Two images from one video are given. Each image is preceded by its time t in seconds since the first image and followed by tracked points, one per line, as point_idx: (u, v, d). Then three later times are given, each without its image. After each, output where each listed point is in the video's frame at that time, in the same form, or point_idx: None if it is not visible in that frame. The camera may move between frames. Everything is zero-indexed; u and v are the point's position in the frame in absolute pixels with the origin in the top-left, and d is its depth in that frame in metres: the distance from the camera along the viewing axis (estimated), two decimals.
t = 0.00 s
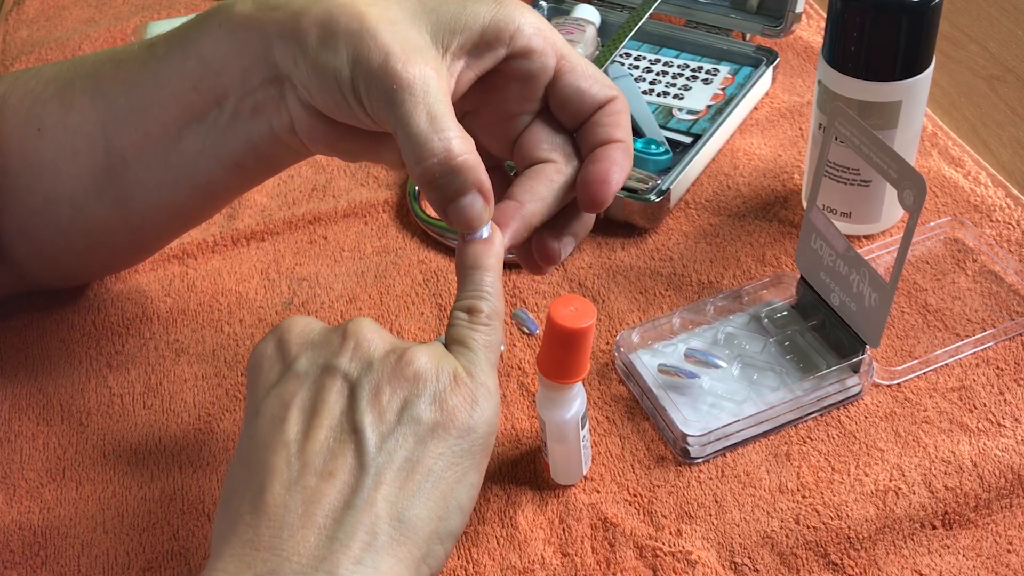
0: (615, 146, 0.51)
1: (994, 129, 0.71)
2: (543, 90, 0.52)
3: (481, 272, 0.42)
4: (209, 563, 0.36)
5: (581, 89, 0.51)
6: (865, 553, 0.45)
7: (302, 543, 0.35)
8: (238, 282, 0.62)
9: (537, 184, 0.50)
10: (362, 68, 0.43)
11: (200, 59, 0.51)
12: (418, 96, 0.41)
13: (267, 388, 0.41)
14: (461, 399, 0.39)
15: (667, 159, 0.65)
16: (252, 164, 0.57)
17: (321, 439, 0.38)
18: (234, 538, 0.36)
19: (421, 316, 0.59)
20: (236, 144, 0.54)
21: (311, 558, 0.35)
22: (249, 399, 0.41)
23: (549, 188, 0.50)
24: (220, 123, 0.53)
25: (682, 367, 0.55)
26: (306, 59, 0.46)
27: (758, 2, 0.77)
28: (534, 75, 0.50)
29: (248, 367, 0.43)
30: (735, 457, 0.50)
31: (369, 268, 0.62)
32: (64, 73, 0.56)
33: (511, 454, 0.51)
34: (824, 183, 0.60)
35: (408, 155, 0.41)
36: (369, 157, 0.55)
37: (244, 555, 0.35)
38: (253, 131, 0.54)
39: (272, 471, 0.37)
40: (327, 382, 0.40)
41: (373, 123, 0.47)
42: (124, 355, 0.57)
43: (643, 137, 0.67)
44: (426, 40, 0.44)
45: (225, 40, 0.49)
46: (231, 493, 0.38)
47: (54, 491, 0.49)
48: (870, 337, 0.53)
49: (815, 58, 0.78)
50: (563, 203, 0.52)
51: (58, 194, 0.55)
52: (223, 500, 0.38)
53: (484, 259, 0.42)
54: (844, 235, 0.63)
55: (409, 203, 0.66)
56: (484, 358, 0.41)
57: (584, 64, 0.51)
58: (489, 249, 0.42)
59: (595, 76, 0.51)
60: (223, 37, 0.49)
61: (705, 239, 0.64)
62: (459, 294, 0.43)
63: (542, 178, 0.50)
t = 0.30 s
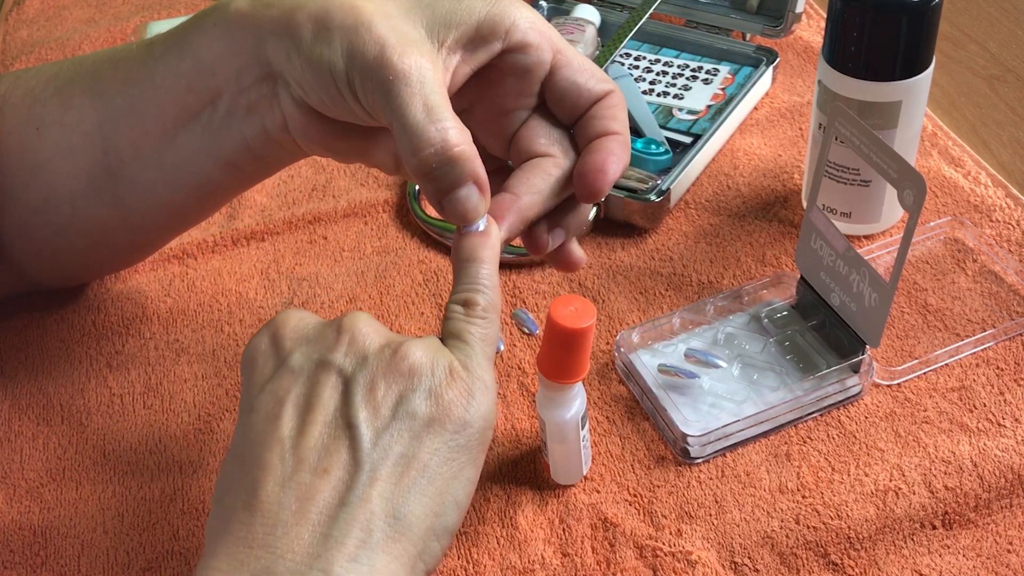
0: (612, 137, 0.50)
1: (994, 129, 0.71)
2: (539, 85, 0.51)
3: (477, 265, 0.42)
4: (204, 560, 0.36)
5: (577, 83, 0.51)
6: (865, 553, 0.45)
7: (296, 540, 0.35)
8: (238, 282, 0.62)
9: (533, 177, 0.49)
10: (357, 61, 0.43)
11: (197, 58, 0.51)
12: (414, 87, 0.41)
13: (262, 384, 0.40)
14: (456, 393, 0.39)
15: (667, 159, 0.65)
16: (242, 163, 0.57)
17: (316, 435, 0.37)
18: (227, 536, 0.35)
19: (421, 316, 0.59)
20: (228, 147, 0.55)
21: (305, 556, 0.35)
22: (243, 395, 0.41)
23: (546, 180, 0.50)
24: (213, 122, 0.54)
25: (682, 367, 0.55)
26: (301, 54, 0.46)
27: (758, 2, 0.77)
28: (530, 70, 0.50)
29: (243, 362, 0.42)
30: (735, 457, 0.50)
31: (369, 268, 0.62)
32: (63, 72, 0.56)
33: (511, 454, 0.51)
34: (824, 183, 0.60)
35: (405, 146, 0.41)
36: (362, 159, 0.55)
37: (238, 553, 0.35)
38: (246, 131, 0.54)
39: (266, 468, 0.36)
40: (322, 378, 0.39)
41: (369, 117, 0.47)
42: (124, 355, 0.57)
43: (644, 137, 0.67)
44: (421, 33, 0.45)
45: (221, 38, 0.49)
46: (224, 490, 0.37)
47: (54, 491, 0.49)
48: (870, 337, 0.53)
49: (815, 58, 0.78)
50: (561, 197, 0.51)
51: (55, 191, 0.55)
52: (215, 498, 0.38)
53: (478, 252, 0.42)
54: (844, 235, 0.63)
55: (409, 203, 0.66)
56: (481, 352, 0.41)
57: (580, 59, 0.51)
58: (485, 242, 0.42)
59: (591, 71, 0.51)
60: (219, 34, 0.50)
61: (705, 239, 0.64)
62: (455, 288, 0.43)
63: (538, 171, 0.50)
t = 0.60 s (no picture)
0: (607, 126, 0.50)
1: (994, 129, 0.71)
2: (532, 76, 0.52)
3: (471, 253, 0.41)
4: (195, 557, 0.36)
5: (571, 73, 0.51)
6: (865, 553, 0.45)
7: (286, 534, 0.35)
8: (238, 282, 0.62)
9: (528, 166, 0.49)
10: (348, 51, 0.43)
11: (190, 55, 0.51)
12: (406, 75, 0.41)
13: (252, 377, 0.40)
14: (449, 383, 0.39)
15: (667, 159, 0.65)
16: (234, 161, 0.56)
17: (307, 428, 0.37)
18: (218, 530, 0.35)
19: (421, 316, 0.59)
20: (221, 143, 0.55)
21: (295, 551, 0.35)
22: (234, 388, 0.40)
23: (540, 169, 0.49)
24: (206, 121, 0.54)
25: (682, 367, 0.55)
26: (292, 46, 0.46)
27: (758, 2, 0.77)
28: (523, 59, 0.51)
29: (233, 355, 0.42)
30: (735, 457, 0.50)
31: (369, 268, 0.62)
32: (60, 71, 0.56)
33: (511, 454, 0.51)
34: (824, 183, 0.60)
35: (397, 133, 0.40)
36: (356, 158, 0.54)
37: (228, 548, 0.35)
38: (238, 128, 0.54)
39: (256, 462, 0.36)
40: (313, 370, 0.39)
41: (361, 108, 0.47)
42: (124, 355, 0.57)
43: (643, 137, 0.67)
44: (414, 24, 0.45)
45: (213, 34, 0.50)
46: (215, 484, 0.37)
47: (54, 491, 0.49)
48: (870, 337, 0.53)
49: (816, 58, 0.78)
50: (556, 188, 0.51)
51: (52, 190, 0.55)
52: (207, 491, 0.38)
53: (472, 240, 0.41)
54: (844, 235, 0.63)
55: (409, 203, 0.66)
56: (474, 342, 0.40)
57: (573, 49, 0.52)
58: (478, 231, 0.42)
59: (585, 61, 0.51)
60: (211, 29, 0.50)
61: (705, 238, 0.64)
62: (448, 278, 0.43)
63: (533, 160, 0.50)
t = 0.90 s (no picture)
0: (612, 123, 0.50)
1: (994, 129, 0.71)
2: (534, 75, 0.52)
3: (480, 256, 0.41)
4: (202, 557, 0.35)
5: (574, 72, 0.51)
6: (865, 553, 0.45)
7: (298, 535, 0.35)
8: (238, 282, 0.62)
9: (533, 166, 0.50)
10: (352, 55, 0.42)
11: (191, 60, 0.51)
12: (410, 79, 0.41)
13: (260, 378, 0.40)
14: (460, 385, 0.39)
15: (667, 159, 0.65)
16: (235, 164, 0.56)
17: (317, 429, 0.37)
18: (228, 531, 0.35)
19: (421, 316, 0.59)
20: (224, 145, 0.54)
21: (307, 552, 0.34)
22: (240, 389, 0.40)
23: (546, 169, 0.50)
24: (207, 125, 0.53)
25: (682, 367, 0.55)
26: (293, 52, 0.46)
27: (757, 2, 0.77)
28: (525, 59, 0.51)
29: (239, 356, 0.42)
30: (735, 457, 0.50)
31: (369, 268, 0.62)
32: (60, 74, 0.56)
33: (511, 455, 0.51)
34: (824, 183, 0.60)
35: (404, 138, 0.41)
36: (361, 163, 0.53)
37: (238, 548, 0.34)
38: (239, 133, 0.53)
39: (266, 462, 0.36)
40: (323, 372, 0.39)
41: (367, 115, 0.46)
42: (124, 355, 0.57)
43: (643, 137, 0.67)
44: (416, 28, 0.45)
45: (212, 39, 0.50)
46: (224, 483, 0.37)
47: (54, 491, 0.49)
48: (870, 337, 0.53)
49: (816, 58, 0.78)
50: (562, 186, 0.51)
51: (50, 190, 0.55)
52: (213, 491, 0.37)
53: (482, 242, 0.42)
54: (844, 235, 0.63)
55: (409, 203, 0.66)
56: (483, 345, 0.40)
57: (575, 47, 0.52)
58: (488, 232, 0.42)
59: (586, 59, 0.52)
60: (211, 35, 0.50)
61: (705, 238, 0.64)
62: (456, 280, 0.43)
63: (538, 160, 0.50)
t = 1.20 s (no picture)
0: (644, 82, 0.48)
1: (994, 129, 0.71)
2: (562, 33, 0.50)
3: (502, 227, 0.39)
4: (218, 551, 0.35)
5: (604, 27, 0.49)
6: (865, 553, 0.45)
7: (315, 535, 0.34)
8: (238, 282, 0.62)
9: (559, 128, 0.48)
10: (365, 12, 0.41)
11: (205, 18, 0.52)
12: (429, 36, 0.38)
13: (270, 361, 0.38)
14: (481, 371, 0.37)
15: (667, 159, 0.65)
16: (249, 127, 0.56)
17: (332, 421, 0.36)
18: (244, 529, 0.35)
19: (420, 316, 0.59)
20: (238, 108, 0.55)
21: (325, 553, 0.34)
22: (249, 372, 0.39)
23: (573, 131, 0.48)
24: (221, 85, 0.54)
25: (682, 367, 0.55)
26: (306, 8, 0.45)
27: (757, 2, 0.77)
28: (553, 15, 0.49)
29: (246, 335, 0.40)
30: (735, 457, 0.50)
31: (369, 268, 0.62)
32: (66, 38, 0.56)
33: (511, 454, 0.51)
34: (824, 183, 0.60)
35: (423, 98, 0.38)
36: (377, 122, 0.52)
37: (255, 548, 0.34)
38: (253, 92, 0.54)
39: (280, 457, 0.35)
40: (335, 356, 0.37)
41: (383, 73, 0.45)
42: (124, 355, 0.57)
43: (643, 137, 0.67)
44: None
45: None
46: (240, 473, 0.36)
47: (54, 491, 0.49)
48: (870, 337, 0.53)
49: (815, 58, 0.78)
50: (588, 150, 0.49)
51: (60, 161, 0.56)
52: (228, 484, 0.37)
53: (504, 214, 0.39)
54: (844, 235, 0.63)
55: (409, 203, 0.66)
56: (504, 322, 0.39)
57: (604, 4, 0.50)
58: (511, 201, 0.39)
59: (616, 15, 0.50)
60: None
61: (705, 238, 0.64)
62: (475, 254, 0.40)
63: (565, 123, 0.48)
